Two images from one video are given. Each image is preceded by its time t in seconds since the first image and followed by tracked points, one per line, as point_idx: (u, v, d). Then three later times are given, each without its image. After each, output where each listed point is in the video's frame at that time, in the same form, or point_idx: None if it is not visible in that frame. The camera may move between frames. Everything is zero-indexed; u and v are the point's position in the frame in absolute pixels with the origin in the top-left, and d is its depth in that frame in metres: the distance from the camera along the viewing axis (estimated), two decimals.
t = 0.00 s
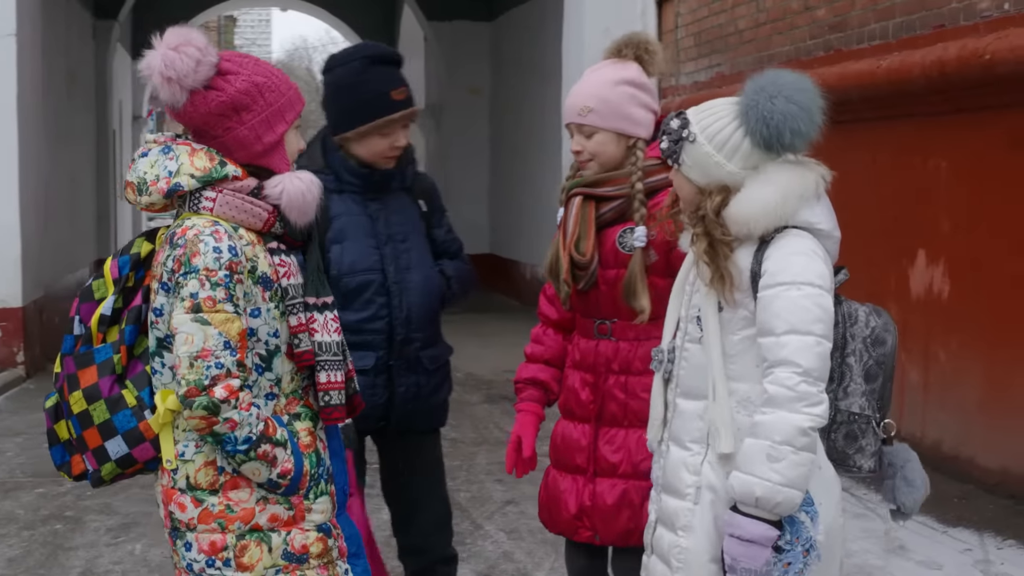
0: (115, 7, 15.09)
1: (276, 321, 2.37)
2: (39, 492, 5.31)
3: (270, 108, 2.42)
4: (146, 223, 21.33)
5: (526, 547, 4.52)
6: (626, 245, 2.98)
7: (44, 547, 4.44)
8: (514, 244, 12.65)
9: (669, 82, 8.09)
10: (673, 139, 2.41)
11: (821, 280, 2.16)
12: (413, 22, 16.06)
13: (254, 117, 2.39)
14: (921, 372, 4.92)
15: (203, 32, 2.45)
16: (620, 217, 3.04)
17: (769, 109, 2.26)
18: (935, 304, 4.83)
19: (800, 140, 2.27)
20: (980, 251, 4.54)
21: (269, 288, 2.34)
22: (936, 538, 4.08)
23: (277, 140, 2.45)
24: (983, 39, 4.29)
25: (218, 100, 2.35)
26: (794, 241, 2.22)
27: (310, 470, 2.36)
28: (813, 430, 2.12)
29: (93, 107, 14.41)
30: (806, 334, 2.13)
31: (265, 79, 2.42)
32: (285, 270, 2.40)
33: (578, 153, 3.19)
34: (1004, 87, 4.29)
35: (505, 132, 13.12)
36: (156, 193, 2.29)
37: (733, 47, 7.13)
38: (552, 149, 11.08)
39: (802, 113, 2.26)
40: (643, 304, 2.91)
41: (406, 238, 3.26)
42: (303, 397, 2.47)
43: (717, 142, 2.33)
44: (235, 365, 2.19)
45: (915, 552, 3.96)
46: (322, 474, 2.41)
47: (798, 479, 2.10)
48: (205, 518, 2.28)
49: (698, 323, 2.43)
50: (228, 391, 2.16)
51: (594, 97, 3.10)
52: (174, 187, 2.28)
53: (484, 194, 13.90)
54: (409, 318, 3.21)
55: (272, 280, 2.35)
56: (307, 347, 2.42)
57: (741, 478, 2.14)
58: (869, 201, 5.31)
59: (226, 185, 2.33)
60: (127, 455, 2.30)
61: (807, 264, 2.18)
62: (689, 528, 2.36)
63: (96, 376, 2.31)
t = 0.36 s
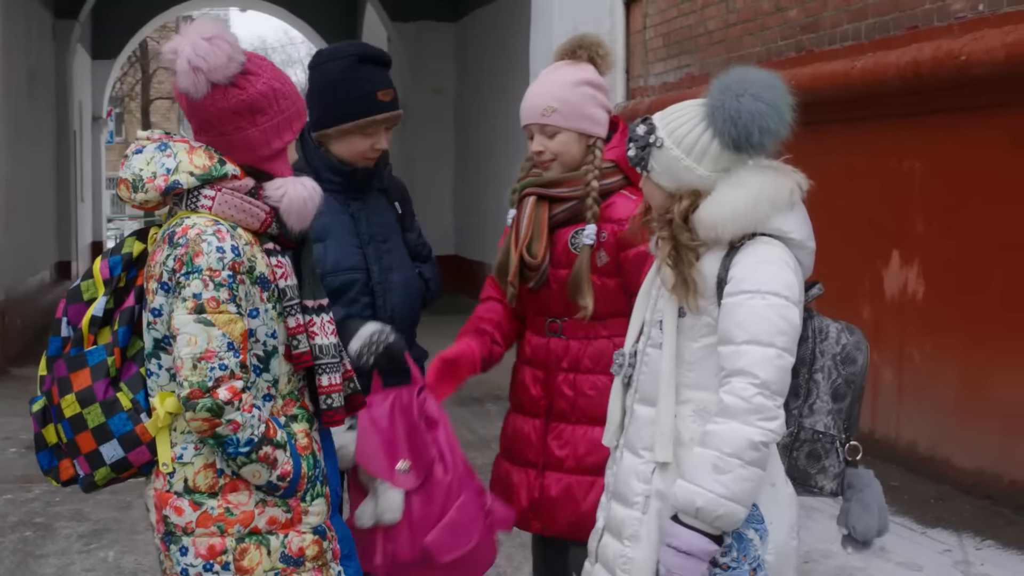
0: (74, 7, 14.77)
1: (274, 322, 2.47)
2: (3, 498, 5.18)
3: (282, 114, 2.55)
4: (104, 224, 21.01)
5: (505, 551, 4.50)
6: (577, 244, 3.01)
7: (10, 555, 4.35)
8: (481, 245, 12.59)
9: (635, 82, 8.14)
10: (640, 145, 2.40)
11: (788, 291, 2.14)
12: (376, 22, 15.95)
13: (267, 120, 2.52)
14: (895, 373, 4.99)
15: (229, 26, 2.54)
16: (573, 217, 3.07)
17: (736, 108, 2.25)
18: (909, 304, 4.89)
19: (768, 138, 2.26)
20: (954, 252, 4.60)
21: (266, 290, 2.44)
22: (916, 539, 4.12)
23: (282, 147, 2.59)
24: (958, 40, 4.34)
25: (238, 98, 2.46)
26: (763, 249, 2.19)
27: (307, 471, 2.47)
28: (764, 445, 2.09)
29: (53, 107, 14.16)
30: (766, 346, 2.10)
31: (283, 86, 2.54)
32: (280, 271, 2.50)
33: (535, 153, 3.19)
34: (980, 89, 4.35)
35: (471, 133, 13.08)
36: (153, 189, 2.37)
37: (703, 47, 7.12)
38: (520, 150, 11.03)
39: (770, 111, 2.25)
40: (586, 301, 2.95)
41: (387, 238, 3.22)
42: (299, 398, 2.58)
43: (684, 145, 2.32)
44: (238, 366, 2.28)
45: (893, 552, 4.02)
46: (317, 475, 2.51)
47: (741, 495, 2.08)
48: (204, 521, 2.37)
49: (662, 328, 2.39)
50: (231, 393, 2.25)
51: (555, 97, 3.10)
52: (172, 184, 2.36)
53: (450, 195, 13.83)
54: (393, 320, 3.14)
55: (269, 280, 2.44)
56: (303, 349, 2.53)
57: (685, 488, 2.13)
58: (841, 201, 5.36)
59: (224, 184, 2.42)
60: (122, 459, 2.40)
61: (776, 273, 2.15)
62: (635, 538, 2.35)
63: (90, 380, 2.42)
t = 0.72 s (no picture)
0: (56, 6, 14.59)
1: (264, 326, 2.46)
2: None
3: (275, 114, 2.54)
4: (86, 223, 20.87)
5: (496, 551, 4.49)
6: (586, 243, 3.04)
7: None
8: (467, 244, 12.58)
9: (621, 80, 8.13)
10: (621, 150, 2.40)
11: (779, 290, 2.14)
12: (360, 20, 15.88)
13: (261, 121, 2.51)
14: (884, 372, 5.03)
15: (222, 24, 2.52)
16: (578, 214, 3.09)
17: (709, 96, 2.25)
18: (898, 303, 4.92)
19: (746, 121, 2.26)
20: (944, 251, 4.63)
21: (258, 291, 2.43)
22: (908, 538, 4.14)
23: (275, 148, 2.58)
24: (949, 39, 4.37)
25: (232, 98, 2.44)
26: (755, 247, 2.19)
27: (294, 483, 2.46)
28: (755, 444, 2.09)
29: (34, 107, 14.03)
30: (756, 344, 2.10)
31: (274, 84, 2.52)
32: (273, 274, 2.51)
33: (523, 146, 3.15)
34: (970, 88, 4.38)
35: (456, 132, 13.06)
36: (143, 187, 2.35)
37: (689, 47, 7.10)
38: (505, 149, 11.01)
39: (744, 93, 2.25)
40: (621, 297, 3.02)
41: (413, 241, 3.30)
42: (288, 407, 2.57)
43: (666, 142, 2.33)
44: (227, 370, 2.26)
45: (886, 552, 4.04)
46: (305, 484, 2.50)
47: (733, 494, 2.08)
48: (187, 531, 2.35)
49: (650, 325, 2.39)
50: (220, 398, 2.23)
51: (550, 90, 3.07)
52: (162, 182, 2.35)
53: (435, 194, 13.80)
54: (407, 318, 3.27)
55: (260, 284, 2.43)
56: (293, 355, 2.52)
57: (676, 487, 2.13)
58: (830, 200, 5.38)
59: (216, 183, 2.41)
60: (104, 466, 2.38)
61: (767, 272, 2.15)
62: (623, 536, 2.35)
63: (73, 383, 2.40)
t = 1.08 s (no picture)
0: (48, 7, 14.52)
1: (264, 322, 2.45)
2: None
3: (273, 112, 2.52)
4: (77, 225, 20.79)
5: (492, 553, 4.49)
6: (570, 239, 3.01)
7: None
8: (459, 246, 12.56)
9: (615, 82, 8.13)
10: (629, 142, 2.41)
11: (776, 291, 2.13)
12: (352, 22, 15.86)
13: (259, 120, 2.50)
14: (879, 373, 5.04)
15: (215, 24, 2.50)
16: (566, 211, 3.06)
17: (720, 98, 2.25)
18: (892, 304, 4.93)
19: (755, 126, 2.25)
20: (938, 252, 4.64)
21: (256, 288, 2.43)
22: (903, 539, 4.14)
23: (275, 146, 2.58)
24: (943, 41, 4.38)
25: (230, 99, 2.43)
26: (753, 248, 2.19)
27: (299, 476, 2.46)
28: (750, 445, 2.09)
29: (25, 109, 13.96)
30: (753, 345, 2.09)
31: (273, 85, 2.51)
32: (271, 272, 2.49)
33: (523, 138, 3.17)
34: (965, 90, 4.39)
35: (449, 133, 13.05)
36: (140, 184, 2.35)
37: (682, 48, 7.10)
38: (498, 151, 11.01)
39: (754, 98, 2.24)
40: (578, 294, 2.95)
41: (410, 246, 3.28)
42: (293, 401, 2.56)
43: (673, 140, 2.33)
44: (230, 366, 2.26)
45: (882, 553, 4.04)
46: (311, 478, 2.50)
47: (727, 494, 2.08)
48: (192, 525, 2.34)
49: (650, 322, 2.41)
50: (224, 392, 2.23)
51: (553, 83, 3.08)
52: (159, 180, 2.34)
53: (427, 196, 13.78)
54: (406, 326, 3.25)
55: (258, 280, 2.43)
56: (295, 350, 2.51)
57: (672, 486, 2.12)
58: (825, 201, 5.39)
59: (213, 181, 2.40)
60: (109, 461, 2.37)
61: (763, 273, 2.14)
62: (624, 533, 2.35)
63: (77, 379, 2.40)
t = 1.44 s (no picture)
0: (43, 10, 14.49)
1: (253, 327, 2.46)
2: None
3: (264, 117, 2.52)
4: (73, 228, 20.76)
5: (488, 558, 4.49)
6: (578, 244, 3.02)
7: None
8: (456, 250, 12.57)
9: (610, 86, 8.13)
10: (640, 145, 2.41)
11: (785, 297, 2.14)
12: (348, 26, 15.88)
13: (249, 125, 2.49)
14: (876, 377, 5.04)
15: (204, 31, 2.50)
16: (573, 214, 3.07)
17: (733, 105, 2.24)
18: (889, 309, 4.94)
19: (767, 135, 2.25)
20: (934, 256, 4.65)
21: (246, 292, 2.43)
22: (900, 544, 4.15)
23: (265, 151, 2.57)
24: (940, 45, 4.40)
25: (219, 104, 2.43)
26: (762, 255, 2.19)
27: (284, 482, 2.44)
28: (762, 452, 2.09)
29: (20, 112, 13.93)
30: (763, 353, 2.10)
31: (263, 89, 2.51)
32: (261, 278, 2.50)
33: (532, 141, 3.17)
34: (960, 95, 4.41)
35: (446, 137, 13.05)
36: (134, 188, 2.35)
37: (678, 52, 7.10)
38: (494, 155, 11.01)
39: (767, 106, 2.24)
40: (597, 301, 2.96)
41: (375, 247, 3.30)
42: (282, 406, 2.55)
43: (683, 145, 2.32)
44: (216, 369, 2.26)
45: (879, 557, 4.04)
46: (297, 483, 2.49)
47: (739, 502, 2.09)
48: (175, 527, 2.34)
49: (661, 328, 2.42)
50: (210, 395, 2.23)
51: (562, 89, 3.09)
52: (152, 184, 2.34)
53: (423, 200, 13.78)
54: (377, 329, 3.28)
55: (247, 285, 2.43)
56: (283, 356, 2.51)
57: (684, 495, 2.14)
58: (821, 205, 5.40)
59: (205, 187, 2.40)
60: (97, 461, 2.38)
61: (772, 279, 2.14)
62: (636, 538, 2.37)
63: (66, 380, 2.40)
